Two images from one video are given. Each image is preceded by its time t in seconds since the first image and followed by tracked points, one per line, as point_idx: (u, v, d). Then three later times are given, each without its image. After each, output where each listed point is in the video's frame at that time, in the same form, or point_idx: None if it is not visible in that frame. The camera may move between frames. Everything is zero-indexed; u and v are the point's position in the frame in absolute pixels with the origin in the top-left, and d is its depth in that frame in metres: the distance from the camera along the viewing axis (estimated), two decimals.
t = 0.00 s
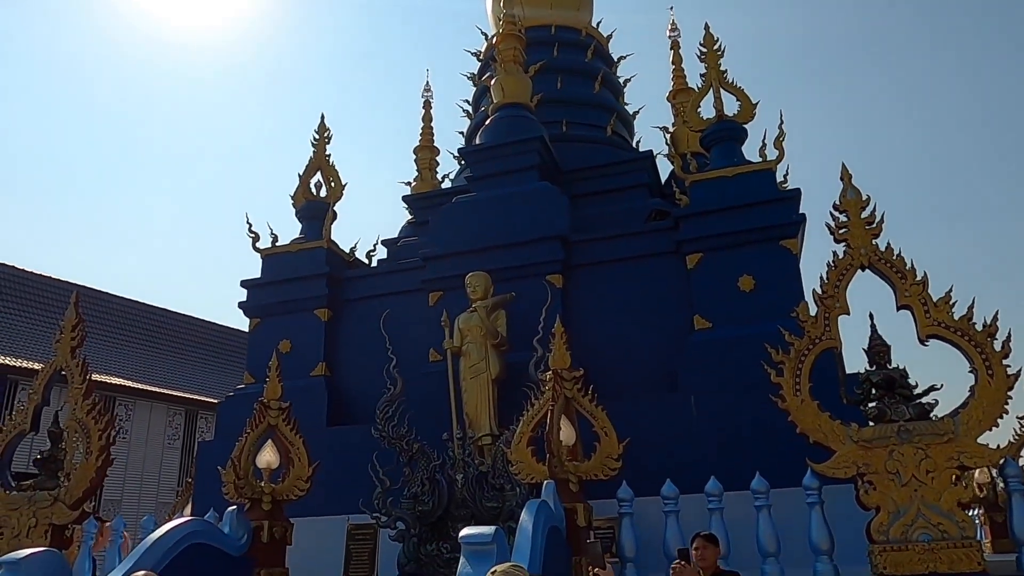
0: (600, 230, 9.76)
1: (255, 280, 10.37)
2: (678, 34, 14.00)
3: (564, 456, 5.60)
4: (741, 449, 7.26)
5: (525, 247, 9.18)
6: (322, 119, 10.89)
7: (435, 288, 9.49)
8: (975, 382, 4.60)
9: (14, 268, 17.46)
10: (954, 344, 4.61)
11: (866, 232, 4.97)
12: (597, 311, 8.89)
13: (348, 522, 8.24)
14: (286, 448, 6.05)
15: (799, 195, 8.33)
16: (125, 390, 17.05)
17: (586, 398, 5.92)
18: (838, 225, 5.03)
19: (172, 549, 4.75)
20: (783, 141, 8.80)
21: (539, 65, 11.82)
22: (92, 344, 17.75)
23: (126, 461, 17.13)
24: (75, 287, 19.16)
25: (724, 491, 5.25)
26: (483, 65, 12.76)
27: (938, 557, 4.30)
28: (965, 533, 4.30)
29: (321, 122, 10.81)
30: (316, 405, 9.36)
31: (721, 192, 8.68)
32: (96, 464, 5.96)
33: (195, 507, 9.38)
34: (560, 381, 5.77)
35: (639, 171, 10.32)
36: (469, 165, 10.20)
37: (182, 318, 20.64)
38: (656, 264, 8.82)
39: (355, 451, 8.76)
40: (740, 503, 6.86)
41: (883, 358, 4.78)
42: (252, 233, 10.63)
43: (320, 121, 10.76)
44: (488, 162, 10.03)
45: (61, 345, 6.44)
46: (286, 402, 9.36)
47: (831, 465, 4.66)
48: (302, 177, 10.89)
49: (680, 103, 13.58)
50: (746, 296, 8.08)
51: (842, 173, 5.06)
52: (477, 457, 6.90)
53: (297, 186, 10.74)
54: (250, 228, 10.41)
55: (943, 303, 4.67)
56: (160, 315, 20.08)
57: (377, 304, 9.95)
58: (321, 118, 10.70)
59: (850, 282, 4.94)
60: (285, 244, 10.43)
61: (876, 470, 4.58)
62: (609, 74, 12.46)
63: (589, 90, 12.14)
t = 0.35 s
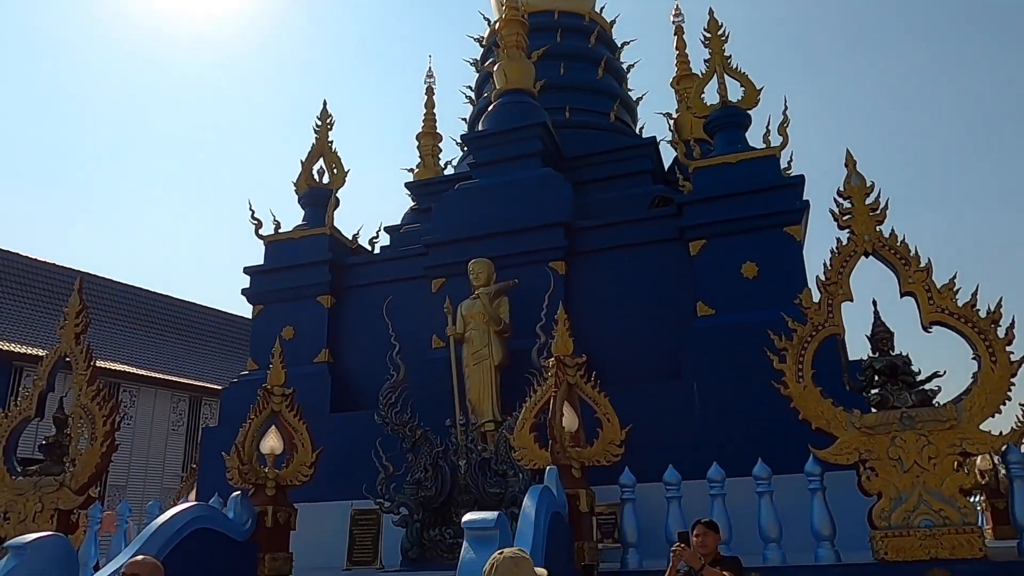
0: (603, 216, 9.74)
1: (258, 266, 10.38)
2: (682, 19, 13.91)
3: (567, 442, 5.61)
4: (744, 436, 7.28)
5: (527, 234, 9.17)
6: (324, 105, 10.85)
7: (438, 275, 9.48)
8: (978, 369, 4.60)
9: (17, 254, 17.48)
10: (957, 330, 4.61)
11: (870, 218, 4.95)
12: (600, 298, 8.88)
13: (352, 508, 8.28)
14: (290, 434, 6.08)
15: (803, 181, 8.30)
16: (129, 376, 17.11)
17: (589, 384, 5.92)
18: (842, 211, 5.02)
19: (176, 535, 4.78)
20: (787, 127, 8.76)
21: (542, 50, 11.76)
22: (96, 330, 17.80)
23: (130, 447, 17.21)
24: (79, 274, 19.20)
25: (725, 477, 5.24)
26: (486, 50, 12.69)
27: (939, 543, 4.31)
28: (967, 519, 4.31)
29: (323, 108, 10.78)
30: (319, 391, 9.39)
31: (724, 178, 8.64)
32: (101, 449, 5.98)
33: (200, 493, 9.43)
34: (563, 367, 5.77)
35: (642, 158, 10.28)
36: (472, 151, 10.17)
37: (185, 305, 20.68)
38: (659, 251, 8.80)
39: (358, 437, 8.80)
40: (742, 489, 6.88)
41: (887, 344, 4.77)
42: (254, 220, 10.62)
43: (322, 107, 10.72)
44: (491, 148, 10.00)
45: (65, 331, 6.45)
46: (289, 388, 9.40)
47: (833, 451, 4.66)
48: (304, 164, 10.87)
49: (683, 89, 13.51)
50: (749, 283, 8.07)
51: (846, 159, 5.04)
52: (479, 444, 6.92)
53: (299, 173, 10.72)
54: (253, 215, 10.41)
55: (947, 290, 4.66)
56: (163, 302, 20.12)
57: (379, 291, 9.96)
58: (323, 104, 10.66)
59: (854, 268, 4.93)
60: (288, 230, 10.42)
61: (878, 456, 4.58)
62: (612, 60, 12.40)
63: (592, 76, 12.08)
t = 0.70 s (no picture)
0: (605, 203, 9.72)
1: (260, 253, 10.39)
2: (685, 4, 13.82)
3: (568, 427, 5.63)
4: (746, 422, 7.30)
5: (530, 220, 9.15)
6: (326, 91, 10.81)
7: (440, 261, 9.49)
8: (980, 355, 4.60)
9: (20, 241, 17.48)
10: (959, 317, 4.60)
11: (873, 204, 4.94)
12: (602, 285, 8.89)
13: (354, 493, 8.33)
14: (293, 419, 6.12)
15: (806, 168, 8.28)
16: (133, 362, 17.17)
17: (591, 370, 5.94)
18: (845, 198, 5.00)
19: (183, 517, 4.82)
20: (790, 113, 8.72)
21: (545, 36, 11.70)
22: (99, 316, 17.85)
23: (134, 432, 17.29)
24: (82, 260, 19.23)
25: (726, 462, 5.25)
26: (488, 36, 12.63)
27: (939, 529, 4.33)
28: (967, 505, 4.33)
29: (324, 94, 10.74)
30: (322, 377, 9.42)
31: (727, 164, 8.62)
32: (105, 434, 6.02)
33: (204, 477, 9.49)
34: (565, 353, 5.78)
35: (645, 144, 10.25)
36: (474, 137, 10.15)
37: (188, 291, 20.72)
38: (661, 238, 8.79)
39: (361, 422, 8.84)
40: (742, 475, 6.91)
41: (889, 331, 4.77)
42: (256, 206, 10.62)
43: (324, 93, 10.69)
44: (493, 134, 9.97)
45: (69, 317, 6.47)
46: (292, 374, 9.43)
47: (834, 437, 4.68)
48: (306, 150, 10.85)
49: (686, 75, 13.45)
50: (751, 270, 8.07)
51: (850, 145, 5.02)
52: (481, 429, 6.94)
53: (301, 159, 10.71)
54: (255, 201, 10.40)
55: (950, 277, 4.65)
56: (166, 288, 20.16)
57: (382, 277, 9.96)
58: (324, 90, 10.62)
59: (857, 255, 4.92)
60: (291, 217, 10.42)
61: (879, 442, 4.60)
62: (615, 46, 12.33)
63: (595, 61, 12.02)
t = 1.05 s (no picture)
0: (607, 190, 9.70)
1: (261, 240, 10.39)
2: None
3: (569, 414, 5.65)
4: (746, 410, 7.32)
5: (531, 207, 9.14)
6: (327, 77, 10.77)
7: (441, 249, 9.49)
8: (980, 343, 4.61)
9: (20, 227, 17.46)
10: (960, 305, 4.61)
11: (875, 192, 4.93)
12: (603, 272, 8.89)
13: (356, 479, 8.38)
14: (294, 406, 6.14)
15: (807, 155, 8.26)
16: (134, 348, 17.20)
17: (591, 358, 5.95)
18: (847, 185, 5.00)
19: (185, 502, 4.86)
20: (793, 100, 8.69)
21: (546, 22, 11.64)
22: (100, 303, 17.87)
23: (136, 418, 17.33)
24: (83, 247, 19.23)
25: (726, 449, 5.26)
26: (489, 21, 12.56)
27: (938, 515, 4.35)
28: (966, 492, 4.35)
29: (325, 81, 10.70)
30: (323, 364, 9.45)
31: (729, 152, 8.60)
32: (108, 420, 6.04)
33: (206, 464, 9.54)
34: (566, 341, 5.80)
35: (646, 131, 10.22)
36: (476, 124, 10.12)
37: (188, 278, 20.72)
38: (663, 225, 8.78)
39: (362, 409, 8.87)
40: (742, 462, 6.94)
41: (889, 319, 4.78)
42: (257, 193, 10.61)
43: (325, 79, 10.65)
44: (494, 121, 9.94)
45: (71, 304, 6.49)
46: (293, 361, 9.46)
47: (833, 424, 4.70)
48: (307, 137, 10.83)
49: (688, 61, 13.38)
50: (752, 258, 8.07)
51: (852, 132, 5.01)
52: (482, 416, 6.97)
53: (302, 146, 10.68)
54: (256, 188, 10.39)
55: (951, 265, 4.65)
56: (167, 275, 20.15)
57: (383, 264, 9.96)
58: (325, 76, 10.58)
59: (858, 243, 4.92)
60: (291, 204, 10.42)
61: (879, 430, 4.62)
62: (617, 32, 12.27)
63: (596, 48, 11.97)
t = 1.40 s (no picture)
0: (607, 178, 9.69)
1: (261, 228, 10.39)
2: None
3: (568, 402, 5.67)
4: (745, 398, 7.35)
5: (531, 196, 9.13)
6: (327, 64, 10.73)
7: (441, 237, 9.48)
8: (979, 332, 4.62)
9: (20, 215, 17.44)
10: (960, 294, 4.62)
11: (875, 180, 4.93)
12: (603, 260, 8.89)
13: (356, 466, 8.42)
14: (295, 394, 6.16)
15: (808, 143, 8.24)
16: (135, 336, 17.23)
17: (591, 346, 5.96)
18: (848, 174, 4.99)
19: (187, 489, 4.91)
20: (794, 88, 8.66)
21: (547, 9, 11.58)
22: (100, 291, 17.88)
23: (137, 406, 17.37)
24: (83, 235, 19.22)
25: (724, 437, 5.28)
26: (490, 8, 12.50)
27: (935, 503, 4.37)
28: (963, 480, 4.37)
29: (325, 68, 10.66)
30: (324, 351, 9.47)
31: (729, 140, 8.58)
32: (109, 408, 6.07)
33: (207, 451, 9.58)
34: (566, 329, 5.81)
35: (647, 119, 10.19)
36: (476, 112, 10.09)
37: (188, 266, 20.71)
38: (663, 214, 8.78)
39: (363, 397, 8.89)
40: (741, 450, 6.96)
41: (888, 308, 4.79)
42: (257, 181, 10.59)
43: (324, 67, 10.61)
44: (495, 109, 9.92)
45: (71, 291, 6.49)
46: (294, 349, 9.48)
47: (832, 413, 4.72)
48: (306, 124, 10.80)
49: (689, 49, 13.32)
50: (752, 246, 8.07)
51: (853, 121, 5.00)
52: (482, 404, 6.99)
53: (302, 134, 10.66)
54: (256, 175, 10.37)
55: (950, 254, 4.66)
56: (166, 263, 20.15)
57: (383, 252, 9.96)
58: (324, 63, 10.54)
59: (858, 232, 4.92)
60: (291, 192, 10.41)
61: (877, 418, 4.64)
62: (618, 19, 12.21)
63: (597, 35, 11.91)
